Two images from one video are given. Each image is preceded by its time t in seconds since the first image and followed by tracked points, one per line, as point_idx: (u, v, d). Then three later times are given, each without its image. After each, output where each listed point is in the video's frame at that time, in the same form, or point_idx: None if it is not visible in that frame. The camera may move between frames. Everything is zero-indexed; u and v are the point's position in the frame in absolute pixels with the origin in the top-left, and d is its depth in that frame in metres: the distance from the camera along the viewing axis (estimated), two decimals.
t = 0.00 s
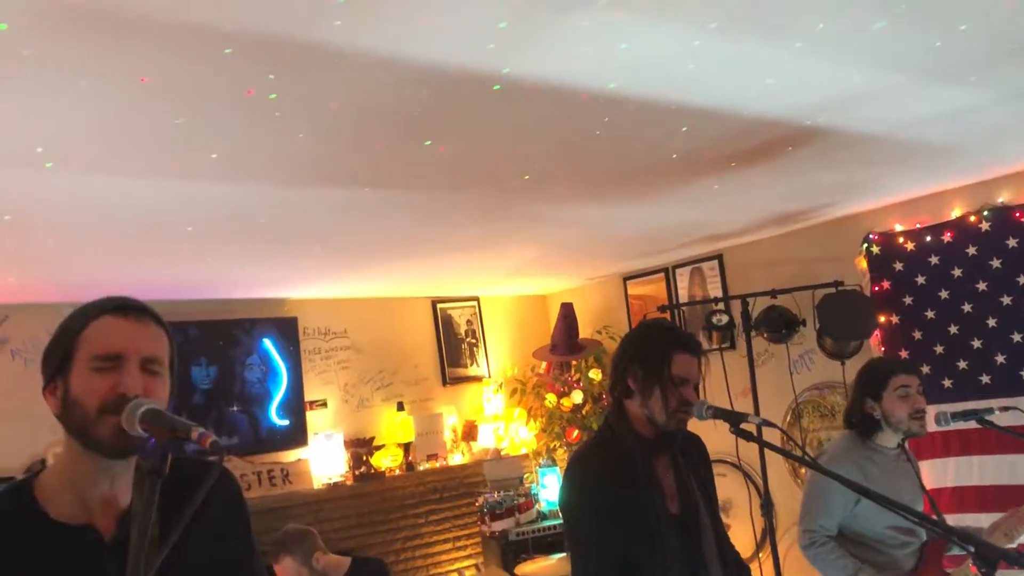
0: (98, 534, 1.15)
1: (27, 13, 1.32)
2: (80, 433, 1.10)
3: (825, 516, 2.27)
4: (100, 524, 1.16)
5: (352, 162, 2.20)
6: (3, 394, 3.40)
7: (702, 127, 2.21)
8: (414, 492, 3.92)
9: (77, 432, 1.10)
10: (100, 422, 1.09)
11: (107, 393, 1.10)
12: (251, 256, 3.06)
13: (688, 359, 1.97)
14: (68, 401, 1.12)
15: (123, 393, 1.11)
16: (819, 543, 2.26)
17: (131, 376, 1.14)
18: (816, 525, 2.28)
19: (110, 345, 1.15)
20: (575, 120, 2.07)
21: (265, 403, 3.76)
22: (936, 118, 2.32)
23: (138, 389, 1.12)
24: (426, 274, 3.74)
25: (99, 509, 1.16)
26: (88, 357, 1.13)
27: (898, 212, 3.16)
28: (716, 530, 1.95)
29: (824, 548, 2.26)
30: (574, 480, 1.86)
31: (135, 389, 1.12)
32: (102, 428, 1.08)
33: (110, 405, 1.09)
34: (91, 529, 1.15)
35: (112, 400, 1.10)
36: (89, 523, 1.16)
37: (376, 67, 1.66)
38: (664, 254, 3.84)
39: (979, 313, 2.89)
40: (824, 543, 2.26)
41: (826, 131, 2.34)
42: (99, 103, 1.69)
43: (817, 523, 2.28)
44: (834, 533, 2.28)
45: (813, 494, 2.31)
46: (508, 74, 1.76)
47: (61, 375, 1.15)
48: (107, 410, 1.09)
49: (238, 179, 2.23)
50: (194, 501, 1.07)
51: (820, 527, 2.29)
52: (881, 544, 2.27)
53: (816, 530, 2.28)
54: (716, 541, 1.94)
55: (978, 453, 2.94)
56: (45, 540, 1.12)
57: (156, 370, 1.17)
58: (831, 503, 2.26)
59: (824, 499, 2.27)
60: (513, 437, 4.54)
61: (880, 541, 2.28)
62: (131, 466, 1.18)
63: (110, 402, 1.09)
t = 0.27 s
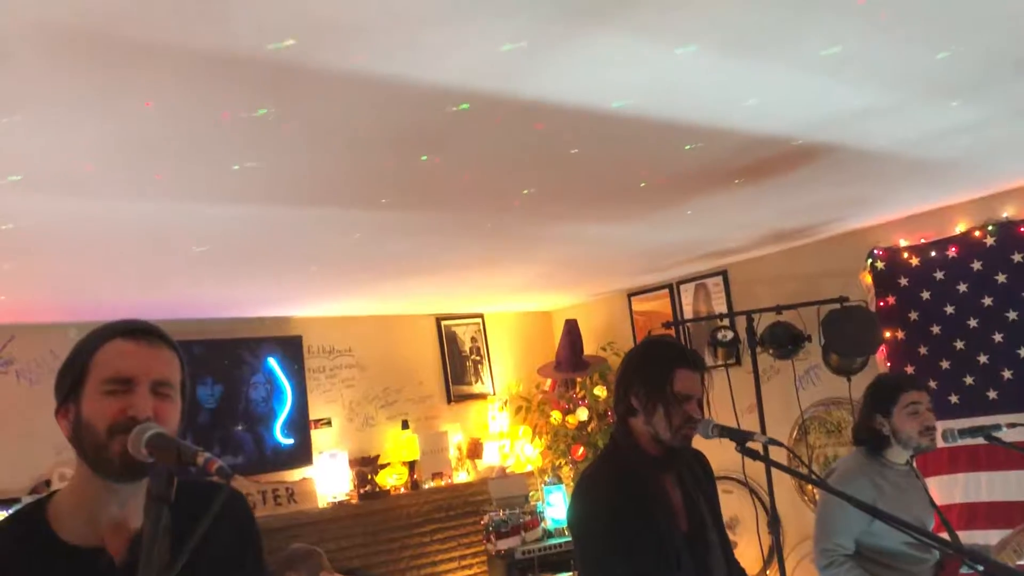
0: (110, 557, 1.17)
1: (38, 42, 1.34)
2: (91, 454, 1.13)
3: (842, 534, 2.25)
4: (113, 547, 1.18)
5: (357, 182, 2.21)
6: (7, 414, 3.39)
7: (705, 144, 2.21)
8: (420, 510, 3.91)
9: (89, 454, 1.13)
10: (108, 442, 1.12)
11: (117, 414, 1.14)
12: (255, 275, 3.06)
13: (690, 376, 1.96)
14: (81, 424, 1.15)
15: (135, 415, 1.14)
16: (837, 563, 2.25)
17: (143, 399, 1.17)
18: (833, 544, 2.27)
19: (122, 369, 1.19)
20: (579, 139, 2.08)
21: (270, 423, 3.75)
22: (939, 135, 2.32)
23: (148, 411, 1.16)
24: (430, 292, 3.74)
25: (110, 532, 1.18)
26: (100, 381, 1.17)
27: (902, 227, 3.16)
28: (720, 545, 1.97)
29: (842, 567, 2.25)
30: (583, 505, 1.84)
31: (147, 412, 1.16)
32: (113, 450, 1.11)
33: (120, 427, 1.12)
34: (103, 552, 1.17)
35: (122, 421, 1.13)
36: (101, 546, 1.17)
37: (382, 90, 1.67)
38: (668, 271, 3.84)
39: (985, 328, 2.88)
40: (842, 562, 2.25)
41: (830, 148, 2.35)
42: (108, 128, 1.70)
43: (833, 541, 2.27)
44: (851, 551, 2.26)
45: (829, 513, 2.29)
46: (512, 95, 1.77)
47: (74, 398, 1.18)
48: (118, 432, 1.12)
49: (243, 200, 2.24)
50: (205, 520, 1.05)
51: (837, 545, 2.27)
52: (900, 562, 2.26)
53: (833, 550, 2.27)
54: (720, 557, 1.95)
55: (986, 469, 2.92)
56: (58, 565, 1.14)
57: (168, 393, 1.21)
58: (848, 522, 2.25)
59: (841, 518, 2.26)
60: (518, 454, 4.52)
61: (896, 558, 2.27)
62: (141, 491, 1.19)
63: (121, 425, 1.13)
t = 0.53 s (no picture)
0: (111, 569, 1.21)
1: (43, 57, 1.34)
2: (90, 470, 1.16)
3: (848, 547, 2.24)
4: (114, 557, 1.23)
5: (358, 195, 2.20)
6: (5, 426, 3.38)
7: (707, 156, 2.21)
8: (420, 523, 3.88)
9: (87, 470, 1.17)
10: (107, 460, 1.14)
11: (117, 430, 1.17)
12: (256, 287, 3.05)
13: (692, 387, 1.95)
14: (81, 440, 1.19)
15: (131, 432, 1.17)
16: None
17: (141, 416, 1.20)
18: (840, 557, 2.25)
19: (122, 385, 1.21)
20: (582, 151, 2.07)
21: (270, 435, 3.74)
22: (941, 148, 2.32)
23: (146, 427, 1.19)
24: (432, 304, 3.73)
25: (112, 542, 1.23)
26: (100, 398, 1.19)
27: (904, 239, 3.15)
28: (726, 560, 1.94)
29: None
30: (586, 517, 1.85)
31: (143, 429, 1.18)
32: (108, 468, 1.14)
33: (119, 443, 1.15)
34: (104, 561, 1.22)
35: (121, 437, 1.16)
36: (103, 557, 1.23)
37: (386, 103, 1.67)
38: (670, 282, 3.83)
39: (988, 340, 2.87)
40: None
41: (832, 161, 2.34)
42: (111, 141, 1.70)
43: (840, 555, 2.25)
44: (858, 565, 2.24)
45: (835, 525, 2.28)
46: (515, 108, 1.77)
47: (76, 413, 1.22)
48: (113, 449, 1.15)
49: (244, 212, 2.23)
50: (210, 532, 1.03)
51: (844, 559, 2.25)
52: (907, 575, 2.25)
53: (839, 563, 2.25)
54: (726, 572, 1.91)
55: (990, 482, 2.90)
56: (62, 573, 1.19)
57: (167, 408, 1.23)
58: (855, 534, 2.24)
59: (847, 529, 2.25)
60: (519, 467, 4.51)
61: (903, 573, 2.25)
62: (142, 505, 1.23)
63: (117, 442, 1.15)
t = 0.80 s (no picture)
0: None
1: (41, 69, 1.35)
2: (87, 484, 1.15)
3: (848, 556, 2.23)
4: (111, 566, 1.21)
5: (354, 205, 2.20)
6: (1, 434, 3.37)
7: (703, 168, 2.21)
8: (416, 533, 3.88)
9: (84, 485, 1.16)
10: (105, 476, 1.14)
11: (114, 445, 1.16)
12: (252, 296, 3.05)
13: (691, 399, 1.96)
14: (79, 454, 1.18)
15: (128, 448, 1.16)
16: None
17: (139, 431, 1.19)
18: (840, 567, 2.23)
19: (120, 400, 1.21)
20: (578, 162, 2.08)
21: (266, 444, 3.74)
22: (938, 159, 2.33)
23: (144, 442, 1.18)
24: (429, 313, 3.73)
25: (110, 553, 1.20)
26: (98, 412, 1.19)
27: (901, 250, 3.16)
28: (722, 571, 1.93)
29: None
30: (582, 531, 1.85)
31: (141, 444, 1.18)
32: (105, 484, 1.14)
33: (116, 458, 1.15)
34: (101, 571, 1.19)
35: (118, 453, 1.15)
36: (101, 568, 1.20)
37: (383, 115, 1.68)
38: (667, 292, 3.83)
39: (985, 351, 2.88)
40: None
41: (828, 173, 2.35)
42: (108, 152, 1.70)
43: (841, 564, 2.23)
44: None
45: (835, 535, 2.28)
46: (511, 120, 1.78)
47: (75, 428, 1.21)
48: (111, 464, 1.14)
49: (241, 222, 2.24)
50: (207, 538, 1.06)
51: (844, 568, 2.24)
52: None
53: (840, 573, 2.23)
54: None
55: (987, 493, 2.90)
56: None
57: (166, 424, 1.22)
58: (854, 544, 2.24)
59: (847, 538, 2.25)
60: (516, 476, 4.50)
61: None
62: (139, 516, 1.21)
63: (115, 457, 1.15)
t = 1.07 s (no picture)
0: None
1: (42, 75, 1.35)
2: (85, 488, 1.15)
3: (843, 562, 2.23)
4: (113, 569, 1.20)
5: (352, 212, 2.21)
6: None
7: (700, 175, 2.21)
8: (413, 539, 3.87)
9: (84, 490, 1.15)
10: (104, 482, 1.13)
11: (113, 450, 1.16)
12: (249, 301, 3.05)
13: (688, 403, 1.97)
14: (79, 459, 1.18)
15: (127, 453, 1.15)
16: None
17: (138, 437, 1.18)
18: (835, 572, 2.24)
19: (121, 405, 1.21)
20: (575, 169, 2.09)
21: (263, 449, 3.73)
22: (934, 167, 2.34)
23: (143, 448, 1.17)
24: (427, 318, 3.73)
25: (113, 557, 1.20)
26: (99, 418, 1.19)
27: (898, 256, 3.16)
28: None
29: None
30: (580, 540, 1.84)
31: (139, 449, 1.17)
32: (105, 490, 1.13)
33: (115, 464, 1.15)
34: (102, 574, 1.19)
35: (117, 458, 1.15)
36: (103, 571, 1.20)
37: (382, 123, 1.68)
38: (665, 298, 3.84)
39: (981, 358, 2.88)
40: None
41: (825, 180, 2.36)
42: (108, 158, 1.71)
43: (835, 569, 2.24)
44: None
45: (830, 541, 2.29)
46: (510, 128, 1.78)
47: (76, 433, 1.21)
48: (109, 469, 1.13)
49: (239, 228, 2.24)
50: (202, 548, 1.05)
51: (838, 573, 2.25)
52: None
53: None
54: None
55: (984, 500, 2.91)
56: None
57: (166, 429, 1.21)
58: (850, 549, 2.24)
59: (842, 544, 2.25)
60: (513, 482, 4.48)
61: None
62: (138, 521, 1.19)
63: (114, 462, 1.14)
